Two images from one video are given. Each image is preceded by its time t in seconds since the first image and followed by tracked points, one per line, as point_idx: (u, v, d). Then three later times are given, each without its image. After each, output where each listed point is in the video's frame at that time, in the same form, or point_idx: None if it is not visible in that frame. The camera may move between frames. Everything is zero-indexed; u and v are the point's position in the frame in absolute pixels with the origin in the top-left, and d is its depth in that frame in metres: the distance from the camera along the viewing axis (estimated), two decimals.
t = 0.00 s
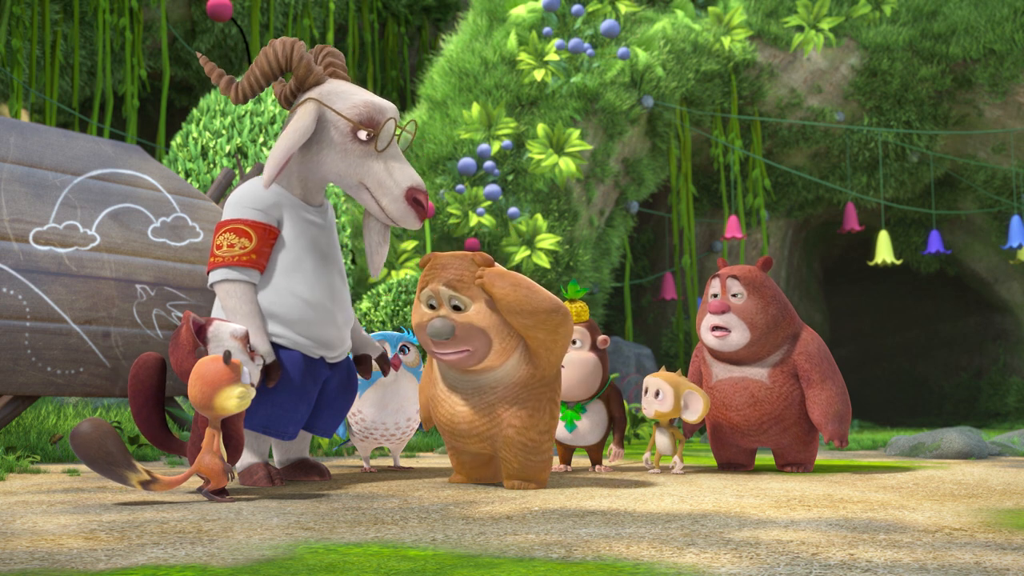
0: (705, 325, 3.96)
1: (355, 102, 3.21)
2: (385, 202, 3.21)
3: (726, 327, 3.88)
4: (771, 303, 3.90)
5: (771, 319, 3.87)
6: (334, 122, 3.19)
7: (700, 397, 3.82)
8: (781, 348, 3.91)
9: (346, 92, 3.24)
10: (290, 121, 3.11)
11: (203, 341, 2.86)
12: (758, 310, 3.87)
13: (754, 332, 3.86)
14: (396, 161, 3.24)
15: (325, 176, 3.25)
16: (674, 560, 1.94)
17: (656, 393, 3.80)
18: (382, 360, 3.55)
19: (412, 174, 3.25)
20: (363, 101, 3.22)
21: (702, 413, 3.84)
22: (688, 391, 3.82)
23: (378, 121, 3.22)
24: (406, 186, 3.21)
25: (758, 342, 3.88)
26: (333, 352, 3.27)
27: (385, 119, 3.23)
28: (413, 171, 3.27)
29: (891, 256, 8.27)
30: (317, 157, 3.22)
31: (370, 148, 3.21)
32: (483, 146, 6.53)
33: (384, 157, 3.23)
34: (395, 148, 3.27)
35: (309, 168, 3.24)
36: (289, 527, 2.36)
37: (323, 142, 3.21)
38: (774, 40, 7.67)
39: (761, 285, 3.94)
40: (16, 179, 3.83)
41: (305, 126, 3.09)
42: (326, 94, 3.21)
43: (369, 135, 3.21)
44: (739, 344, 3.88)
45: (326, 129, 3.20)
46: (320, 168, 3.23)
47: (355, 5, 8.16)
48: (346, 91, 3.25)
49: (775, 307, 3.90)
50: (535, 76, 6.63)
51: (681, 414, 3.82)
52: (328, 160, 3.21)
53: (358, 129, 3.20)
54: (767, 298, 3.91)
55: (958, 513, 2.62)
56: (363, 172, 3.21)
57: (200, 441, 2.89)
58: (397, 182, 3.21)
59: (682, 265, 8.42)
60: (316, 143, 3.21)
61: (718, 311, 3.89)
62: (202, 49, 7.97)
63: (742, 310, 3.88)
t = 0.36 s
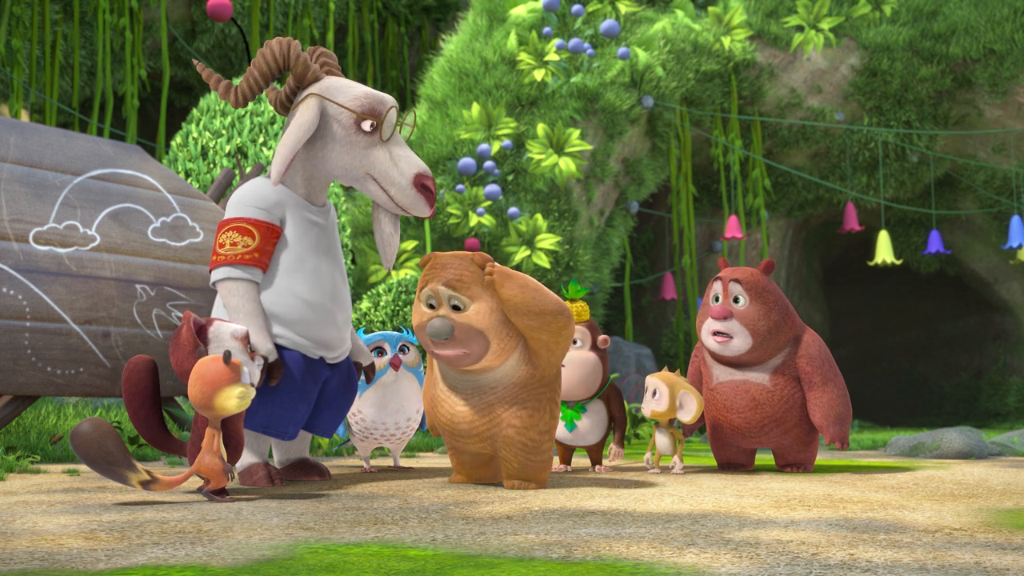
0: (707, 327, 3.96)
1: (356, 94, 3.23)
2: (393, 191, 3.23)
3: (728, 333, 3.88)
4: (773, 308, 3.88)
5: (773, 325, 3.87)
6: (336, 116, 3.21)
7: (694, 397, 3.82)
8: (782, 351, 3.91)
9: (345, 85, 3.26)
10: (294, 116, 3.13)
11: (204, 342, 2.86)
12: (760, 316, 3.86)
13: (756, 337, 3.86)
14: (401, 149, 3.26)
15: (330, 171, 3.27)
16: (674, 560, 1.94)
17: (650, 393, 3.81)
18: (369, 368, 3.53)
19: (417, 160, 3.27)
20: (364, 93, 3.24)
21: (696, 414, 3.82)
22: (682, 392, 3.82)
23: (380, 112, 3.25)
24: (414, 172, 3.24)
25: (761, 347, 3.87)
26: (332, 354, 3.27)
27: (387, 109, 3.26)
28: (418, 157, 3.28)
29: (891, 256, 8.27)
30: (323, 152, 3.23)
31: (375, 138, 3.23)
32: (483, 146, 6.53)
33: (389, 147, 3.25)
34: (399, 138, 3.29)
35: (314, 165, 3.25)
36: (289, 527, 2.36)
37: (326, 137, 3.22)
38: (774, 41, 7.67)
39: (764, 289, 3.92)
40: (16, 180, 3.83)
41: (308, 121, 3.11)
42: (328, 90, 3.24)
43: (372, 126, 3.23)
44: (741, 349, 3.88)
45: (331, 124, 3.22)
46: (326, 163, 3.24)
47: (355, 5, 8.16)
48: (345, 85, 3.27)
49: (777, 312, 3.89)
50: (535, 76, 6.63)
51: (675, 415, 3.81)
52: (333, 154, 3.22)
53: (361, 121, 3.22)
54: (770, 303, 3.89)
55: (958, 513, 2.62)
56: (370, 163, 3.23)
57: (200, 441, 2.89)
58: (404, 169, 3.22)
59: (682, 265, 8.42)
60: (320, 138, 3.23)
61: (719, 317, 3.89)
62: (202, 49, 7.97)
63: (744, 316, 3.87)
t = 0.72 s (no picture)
0: (707, 326, 3.96)
1: (379, 114, 3.19)
2: (387, 219, 3.17)
3: (728, 332, 3.88)
4: (773, 308, 3.89)
5: (773, 323, 3.87)
6: (353, 129, 3.18)
7: (706, 400, 3.83)
8: (782, 351, 3.91)
9: (372, 102, 3.23)
10: (310, 120, 3.11)
11: (204, 342, 2.86)
12: (760, 314, 3.86)
13: (756, 337, 3.86)
14: (408, 180, 3.21)
15: (336, 180, 3.24)
16: (674, 560, 1.94)
17: (661, 393, 3.79)
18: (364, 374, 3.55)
19: (422, 196, 3.21)
20: (387, 114, 3.20)
21: (707, 416, 3.85)
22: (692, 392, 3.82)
23: (397, 137, 3.20)
24: (413, 206, 3.18)
25: (761, 346, 3.87)
26: (332, 355, 3.27)
27: (405, 137, 3.21)
28: (423, 192, 3.23)
29: (891, 256, 8.27)
30: (332, 160, 3.21)
31: (384, 162, 3.18)
32: (483, 146, 6.53)
33: (396, 174, 3.19)
34: (411, 167, 3.24)
35: (322, 169, 3.23)
36: (289, 527, 2.36)
37: (339, 146, 3.20)
38: (774, 40, 7.67)
39: (764, 288, 3.93)
40: (16, 180, 3.83)
41: (320, 129, 3.09)
42: (352, 101, 3.21)
43: (384, 149, 3.18)
44: (741, 348, 3.88)
45: (346, 135, 3.19)
46: (333, 170, 3.22)
47: (355, 5, 8.16)
48: (372, 101, 3.23)
49: (777, 311, 3.89)
50: (535, 76, 6.63)
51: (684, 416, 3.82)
52: (341, 164, 3.20)
53: (376, 141, 3.18)
54: (770, 302, 3.90)
55: (958, 513, 2.62)
56: (373, 185, 3.19)
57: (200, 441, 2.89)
58: (404, 201, 3.17)
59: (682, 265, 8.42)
60: (333, 146, 3.20)
61: (719, 316, 3.90)
62: (202, 49, 7.97)
63: (744, 314, 3.87)
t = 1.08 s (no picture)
0: (706, 324, 3.97)
1: (364, 110, 3.18)
2: (371, 217, 3.16)
3: (727, 328, 3.88)
4: (773, 305, 3.89)
5: (773, 320, 3.87)
6: (339, 125, 3.18)
7: (708, 397, 3.83)
8: (782, 349, 3.91)
9: (358, 99, 3.22)
10: (296, 117, 3.11)
11: (206, 343, 2.86)
12: (759, 311, 3.87)
13: (755, 333, 3.86)
14: (392, 177, 3.20)
15: (325, 178, 3.24)
16: (674, 560, 1.94)
17: (664, 391, 3.79)
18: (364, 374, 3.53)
19: (407, 193, 3.20)
20: (373, 111, 3.19)
21: (710, 413, 3.84)
22: (694, 390, 3.82)
23: (382, 133, 3.19)
24: (396, 204, 3.16)
25: (760, 343, 3.88)
26: (333, 353, 3.26)
27: (390, 134, 3.19)
28: (409, 190, 3.22)
29: (891, 256, 8.27)
30: (320, 157, 3.21)
31: (368, 159, 3.17)
32: (483, 146, 6.53)
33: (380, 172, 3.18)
34: (396, 163, 3.23)
35: (311, 166, 3.24)
36: (289, 527, 2.36)
37: (325, 143, 3.20)
38: (774, 40, 7.67)
39: (763, 286, 3.94)
40: (17, 179, 3.84)
41: (305, 124, 3.10)
42: (338, 98, 3.20)
43: (369, 146, 3.17)
44: (740, 345, 3.88)
45: (333, 132, 3.19)
46: (320, 167, 3.22)
47: (355, 5, 8.16)
48: (360, 97, 3.23)
49: (777, 308, 3.89)
50: (535, 76, 6.63)
51: (687, 414, 3.82)
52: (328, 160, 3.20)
53: (361, 138, 3.17)
54: (769, 299, 3.90)
55: (958, 513, 2.62)
56: (358, 182, 3.18)
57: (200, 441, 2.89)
58: (388, 198, 3.16)
59: (682, 265, 8.41)
60: (320, 144, 3.20)
61: (719, 312, 3.90)
62: (202, 49, 7.97)
63: (743, 311, 3.88)
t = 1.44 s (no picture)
0: (703, 317, 3.98)
1: (347, 104, 3.18)
2: (371, 207, 3.16)
3: (722, 322, 3.90)
4: (770, 302, 3.90)
5: (769, 317, 3.88)
6: (324, 124, 3.18)
7: (710, 398, 3.83)
8: (781, 348, 3.91)
9: (338, 94, 3.21)
10: (280, 124, 3.12)
11: (209, 343, 2.86)
12: (756, 306, 3.88)
13: (749, 329, 3.87)
14: (386, 165, 3.19)
15: (317, 179, 3.24)
16: (674, 560, 1.94)
17: (665, 390, 3.80)
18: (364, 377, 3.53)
19: (403, 179, 3.19)
20: (354, 104, 3.18)
21: (711, 414, 3.84)
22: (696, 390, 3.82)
23: (369, 125, 3.18)
24: (394, 191, 3.16)
25: (755, 339, 3.88)
26: (336, 352, 3.27)
27: (377, 123, 3.19)
28: (404, 175, 3.21)
29: (891, 256, 8.27)
30: (310, 158, 3.21)
31: (359, 152, 3.17)
32: (483, 146, 6.53)
33: (373, 163, 3.18)
34: (388, 151, 3.22)
35: (303, 168, 3.24)
36: (289, 527, 2.36)
37: (313, 144, 3.20)
38: (774, 40, 7.67)
39: (762, 283, 3.95)
40: (17, 179, 3.84)
41: (290, 130, 3.10)
42: (319, 97, 3.19)
43: (358, 139, 3.18)
44: (735, 339, 3.88)
45: (319, 132, 3.19)
46: (313, 167, 3.23)
47: (355, 5, 8.16)
48: (340, 92, 3.22)
49: (774, 306, 3.90)
50: (535, 76, 6.63)
51: (688, 414, 3.82)
52: (319, 160, 3.20)
53: (348, 133, 3.17)
54: (767, 296, 3.91)
55: (958, 513, 2.62)
56: (352, 176, 3.18)
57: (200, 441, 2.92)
58: (385, 187, 3.16)
59: (682, 265, 8.41)
60: (309, 145, 3.20)
61: (715, 305, 3.92)
62: (202, 49, 7.96)
63: (740, 305, 3.89)
